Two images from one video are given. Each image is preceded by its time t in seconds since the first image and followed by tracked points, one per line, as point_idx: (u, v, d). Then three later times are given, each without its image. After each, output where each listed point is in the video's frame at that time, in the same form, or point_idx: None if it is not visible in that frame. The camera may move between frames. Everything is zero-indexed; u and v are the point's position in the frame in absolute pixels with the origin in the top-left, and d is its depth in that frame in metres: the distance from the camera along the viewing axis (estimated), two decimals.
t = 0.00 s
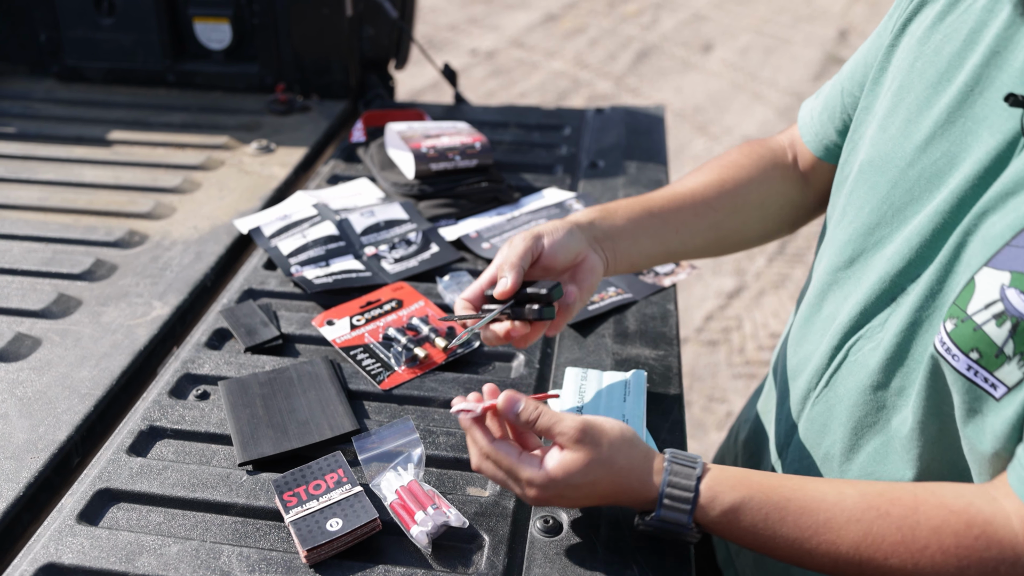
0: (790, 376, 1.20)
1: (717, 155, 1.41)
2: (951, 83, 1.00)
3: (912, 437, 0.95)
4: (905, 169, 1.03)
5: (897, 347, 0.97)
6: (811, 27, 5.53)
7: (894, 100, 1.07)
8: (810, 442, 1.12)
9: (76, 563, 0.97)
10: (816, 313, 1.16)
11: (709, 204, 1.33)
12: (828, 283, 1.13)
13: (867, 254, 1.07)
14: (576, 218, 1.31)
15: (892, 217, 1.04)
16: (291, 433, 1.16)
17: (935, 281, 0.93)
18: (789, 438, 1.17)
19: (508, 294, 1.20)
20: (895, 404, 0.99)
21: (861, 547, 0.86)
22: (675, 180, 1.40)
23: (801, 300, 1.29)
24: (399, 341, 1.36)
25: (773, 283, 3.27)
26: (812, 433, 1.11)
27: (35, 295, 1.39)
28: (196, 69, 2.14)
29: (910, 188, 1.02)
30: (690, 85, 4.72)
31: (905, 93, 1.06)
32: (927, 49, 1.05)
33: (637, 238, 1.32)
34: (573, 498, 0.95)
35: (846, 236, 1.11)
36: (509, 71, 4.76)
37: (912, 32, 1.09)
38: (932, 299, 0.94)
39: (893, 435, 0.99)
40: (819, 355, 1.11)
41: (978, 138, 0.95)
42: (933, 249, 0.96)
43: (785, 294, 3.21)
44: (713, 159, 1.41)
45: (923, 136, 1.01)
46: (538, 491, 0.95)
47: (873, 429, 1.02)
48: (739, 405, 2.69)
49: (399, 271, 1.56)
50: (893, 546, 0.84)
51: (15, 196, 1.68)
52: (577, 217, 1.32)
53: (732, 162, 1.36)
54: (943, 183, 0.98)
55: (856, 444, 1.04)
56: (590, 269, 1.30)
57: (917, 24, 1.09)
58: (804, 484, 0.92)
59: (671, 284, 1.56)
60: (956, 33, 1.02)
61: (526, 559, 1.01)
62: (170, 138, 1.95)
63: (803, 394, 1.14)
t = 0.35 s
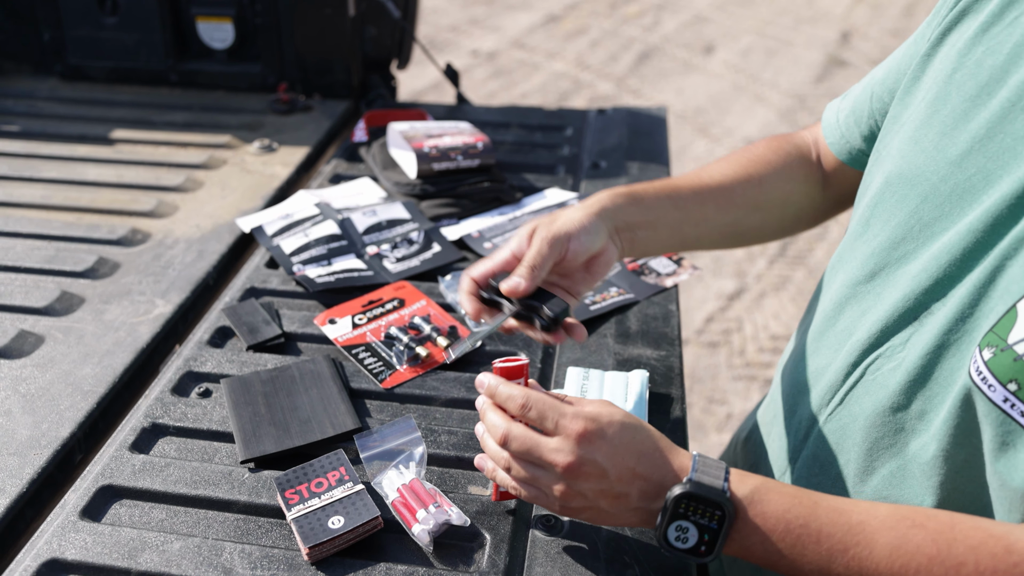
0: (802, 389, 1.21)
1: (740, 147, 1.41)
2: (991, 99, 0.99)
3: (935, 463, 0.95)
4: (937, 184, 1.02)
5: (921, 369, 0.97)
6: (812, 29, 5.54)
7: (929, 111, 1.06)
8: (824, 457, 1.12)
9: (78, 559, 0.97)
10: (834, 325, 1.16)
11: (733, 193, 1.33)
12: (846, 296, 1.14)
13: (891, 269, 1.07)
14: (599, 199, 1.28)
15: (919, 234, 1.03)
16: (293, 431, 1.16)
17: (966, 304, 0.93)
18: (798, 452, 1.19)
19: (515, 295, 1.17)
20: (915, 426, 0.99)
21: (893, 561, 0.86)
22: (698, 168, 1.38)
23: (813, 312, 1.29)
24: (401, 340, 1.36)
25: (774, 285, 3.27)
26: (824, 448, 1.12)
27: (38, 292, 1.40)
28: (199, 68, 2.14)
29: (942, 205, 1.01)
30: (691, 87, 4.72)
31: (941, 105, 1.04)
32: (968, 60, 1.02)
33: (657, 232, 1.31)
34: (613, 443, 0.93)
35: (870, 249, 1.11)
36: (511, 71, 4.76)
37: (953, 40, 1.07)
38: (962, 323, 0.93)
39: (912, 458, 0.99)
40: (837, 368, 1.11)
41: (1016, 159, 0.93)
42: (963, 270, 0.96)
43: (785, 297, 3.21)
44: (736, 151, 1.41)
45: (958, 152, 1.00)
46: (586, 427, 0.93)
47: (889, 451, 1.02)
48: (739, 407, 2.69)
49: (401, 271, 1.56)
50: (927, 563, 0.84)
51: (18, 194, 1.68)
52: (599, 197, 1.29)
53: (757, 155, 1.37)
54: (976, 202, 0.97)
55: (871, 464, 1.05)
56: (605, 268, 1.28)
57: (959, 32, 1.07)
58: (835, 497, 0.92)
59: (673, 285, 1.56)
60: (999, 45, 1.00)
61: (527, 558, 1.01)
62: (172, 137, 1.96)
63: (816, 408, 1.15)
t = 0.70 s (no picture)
0: (806, 390, 1.21)
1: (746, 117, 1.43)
2: (998, 103, 0.98)
3: (938, 472, 0.96)
4: (944, 189, 1.02)
5: (924, 376, 0.98)
6: (813, 29, 5.54)
7: (935, 111, 1.06)
8: (824, 460, 1.13)
9: (80, 555, 0.97)
10: (838, 328, 1.16)
11: (733, 165, 1.36)
12: (851, 299, 1.14)
13: (895, 274, 1.07)
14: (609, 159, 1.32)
15: (924, 239, 1.04)
16: (293, 427, 1.17)
17: (969, 312, 0.93)
18: (801, 455, 1.20)
19: (525, 245, 1.18)
20: (917, 433, 1.00)
21: (908, 570, 0.86)
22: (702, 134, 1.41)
23: (819, 313, 1.29)
24: (401, 337, 1.37)
25: (774, 285, 3.27)
26: (824, 452, 1.13)
27: (40, 290, 1.40)
28: (201, 67, 2.14)
29: (948, 209, 1.01)
30: (692, 87, 4.72)
31: (948, 106, 1.04)
32: (976, 60, 1.01)
33: (656, 198, 1.36)
34: (630, 456, 0.93)
35: (875, 253, 1.11)
36: (512, 71, 4.76)
37: (961, 39, 1.06)
38: (965, 331, 0.93)
39: (914, 465, 1.00)
40: (841, 371, 1.11)
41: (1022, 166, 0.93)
42: (967, 278, 0.95)
43: (786, 297, 3.21)
44: (740, 120, 1.43)
45: (963, 156, 1.00)
46: (604, 441, 0.93)
47: (891, 457, 1.03)
48: (739, 407, 2.70)
49: (402, 269, 1.56)
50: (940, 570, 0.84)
51: (20, 192, 1.69)
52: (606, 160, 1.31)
53: (761, 129, 1.39)
54: (982, 209, 0.97)
55: (873, 469, 1.05)
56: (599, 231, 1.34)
57: (967, 31, 1.06)
58: (849, 504, 0.92)
59: (673, 283, 1.57)
60: (1009, 45, 0.98)
61: (527, 555, 1.01)
62: (174, 135, 1.96)
63: (818, 412, 1.15)
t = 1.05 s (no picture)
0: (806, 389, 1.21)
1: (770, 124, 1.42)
2: (1001, 104, 0.98)
3: (926, 473, 0.95)
4: (943, 188, 1.02)
5: (918, 375, 0.98)
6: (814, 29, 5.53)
7: (940, 112, 1.05)
8: (819, 460, 1.13)
9: (79, 554, 0.97)
10: (838, 326, 1.16)
11: (771, 173, 1.33)
12: (851, 298, 1.14)
13: (894, 273, 1.07)
14: (657, 177, 1.30)
15: (922, 238, 1.03)
16: (293, 427, 1.17)
17: (964, 313, 0.92)
18: (798, 453, 1.20)
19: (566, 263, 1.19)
20: (909, 434, 0.99)
21: (897, 563, 0.86)
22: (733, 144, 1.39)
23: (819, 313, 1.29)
24: (401, 337, 1.37)
25: (776, 286, 3.27)
26: (820, 451, 1.13)
27: (41, 290, 1.40)
28: (201, 67, 2.14)
29: (947, 209, 1.01)
30: (693, 87, 4.72)
31: (952, 107, 1.04)
32: (981, 62, 1.01)
33: (698, 212, 1.34)
34: (631, 431, 0.93)
35: (875, 252, 1.11)
36: (513, 71, 4.76)
37: (967, 41, 1.06)
38: (959, 332, 0.93)
39: (903, 465, 0.99)
40: (839, 369, 1.11)
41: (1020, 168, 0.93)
42: (963, 278, 0.95)
43: (787, 297, 3.21)
44: (766, 127, 1.42)
45: (964, 156, 1.00)
46: (607, 412, 0.93)
47: (882, 458, 1.03)
48: (740, 407, 2.70)
49: (402, 269, 1.56)
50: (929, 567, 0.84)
51: (21, 192, 1.69)
52: (657, 175, 1.30)
53: (790, 134, 1.37)
54: (978, 209, 0.97)
55: (864, 469, 1.05)
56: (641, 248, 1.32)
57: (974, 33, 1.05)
58: (844, 497, 0.92)
59: (673, 283, 1.57)
60: (1013, 47, 0.98)
61: (526, 555, 1.01)
62: (175, 136, 1.96)
63: (815, 410, 1.15)
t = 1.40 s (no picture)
0: (810, 393, 1.21)
1: (784, 126, 1.41)
2: (1005, 107, 0.98)
3: (935, 478, 0.95)
4: (949, 191, 1.02)
5: (925, 379, 0.97)
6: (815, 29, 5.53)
7: (944, 115, 1.05)
8: (824, 464, 1.12)
9: (82, 555, 0.97)
10: (844, 331, 1.16)
11: (790, 178, 1.33)
12: (858, 302, 1.14)
13: (900, 276, 1.07)
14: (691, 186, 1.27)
15: (928, 242, 1.03)
16: (295, 428, 1.16)
17: (972, 316, 0.92)
18: (803, 457, 1.19)
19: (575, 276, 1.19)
20: (916, 439, 0.99)
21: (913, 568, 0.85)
22: (750, 146, 1.38)
23: (823, 316, 1.28)
24: (403, 338, 1.36)
25: (777, 286, 3.26)
26: (825, 455, 1.12)
27: (42, 290, 1.40)
28: (202, 67, 2.14)
29: (953, 213, 1.01)
30: (695, 87, 4.71)
31: (956, 110, 1.04)
32: (985, 65, 1.01)
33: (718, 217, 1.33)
34: (647, 424, 0.95)
35: (881, 256, 1.11)
36: (514, 71, 4.76)
37: (971, 44, 1.06)
38: (967, 336, 0.93)
39: (909, 471, 0.99)
40: (845, 374, 1.11)
41: None
42: (971, 281, 0.95)
43: (789, 297, 3.20)
44: (780, 129, 1.40)
45: (970, 159, 1.00)
46: (623, 403, 0.95)
47: (890, 462, 1.02)
48: (742, 407, 2.69)
49: (404, 269, 1.56)
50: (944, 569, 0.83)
51: (22, 192, 1.69)
52: (692, 181, 1.28)
53: (807, 137, 1.36)
54: (985, 212, 0.97)
55: (873, 473, 1.05)
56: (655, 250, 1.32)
57: (977, 36, 1.05)
58: (856, 504, 0.92)
59: (676, 284, 1.56)
60: (1017, 50, 0.98)
61: (530, 555, 1.01)
62: (176, 136, 1.96)
63: (821, 414, 1.15)
